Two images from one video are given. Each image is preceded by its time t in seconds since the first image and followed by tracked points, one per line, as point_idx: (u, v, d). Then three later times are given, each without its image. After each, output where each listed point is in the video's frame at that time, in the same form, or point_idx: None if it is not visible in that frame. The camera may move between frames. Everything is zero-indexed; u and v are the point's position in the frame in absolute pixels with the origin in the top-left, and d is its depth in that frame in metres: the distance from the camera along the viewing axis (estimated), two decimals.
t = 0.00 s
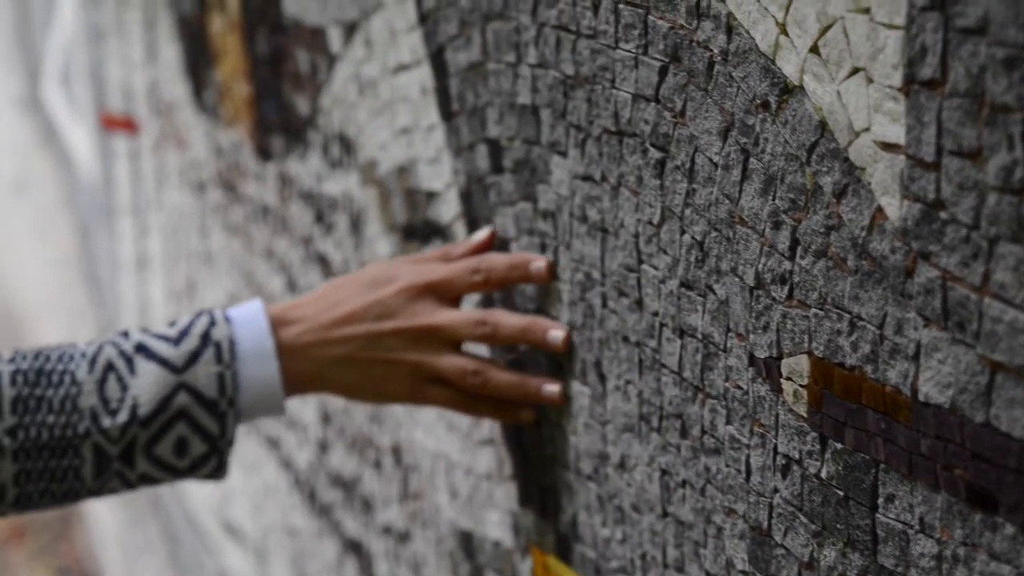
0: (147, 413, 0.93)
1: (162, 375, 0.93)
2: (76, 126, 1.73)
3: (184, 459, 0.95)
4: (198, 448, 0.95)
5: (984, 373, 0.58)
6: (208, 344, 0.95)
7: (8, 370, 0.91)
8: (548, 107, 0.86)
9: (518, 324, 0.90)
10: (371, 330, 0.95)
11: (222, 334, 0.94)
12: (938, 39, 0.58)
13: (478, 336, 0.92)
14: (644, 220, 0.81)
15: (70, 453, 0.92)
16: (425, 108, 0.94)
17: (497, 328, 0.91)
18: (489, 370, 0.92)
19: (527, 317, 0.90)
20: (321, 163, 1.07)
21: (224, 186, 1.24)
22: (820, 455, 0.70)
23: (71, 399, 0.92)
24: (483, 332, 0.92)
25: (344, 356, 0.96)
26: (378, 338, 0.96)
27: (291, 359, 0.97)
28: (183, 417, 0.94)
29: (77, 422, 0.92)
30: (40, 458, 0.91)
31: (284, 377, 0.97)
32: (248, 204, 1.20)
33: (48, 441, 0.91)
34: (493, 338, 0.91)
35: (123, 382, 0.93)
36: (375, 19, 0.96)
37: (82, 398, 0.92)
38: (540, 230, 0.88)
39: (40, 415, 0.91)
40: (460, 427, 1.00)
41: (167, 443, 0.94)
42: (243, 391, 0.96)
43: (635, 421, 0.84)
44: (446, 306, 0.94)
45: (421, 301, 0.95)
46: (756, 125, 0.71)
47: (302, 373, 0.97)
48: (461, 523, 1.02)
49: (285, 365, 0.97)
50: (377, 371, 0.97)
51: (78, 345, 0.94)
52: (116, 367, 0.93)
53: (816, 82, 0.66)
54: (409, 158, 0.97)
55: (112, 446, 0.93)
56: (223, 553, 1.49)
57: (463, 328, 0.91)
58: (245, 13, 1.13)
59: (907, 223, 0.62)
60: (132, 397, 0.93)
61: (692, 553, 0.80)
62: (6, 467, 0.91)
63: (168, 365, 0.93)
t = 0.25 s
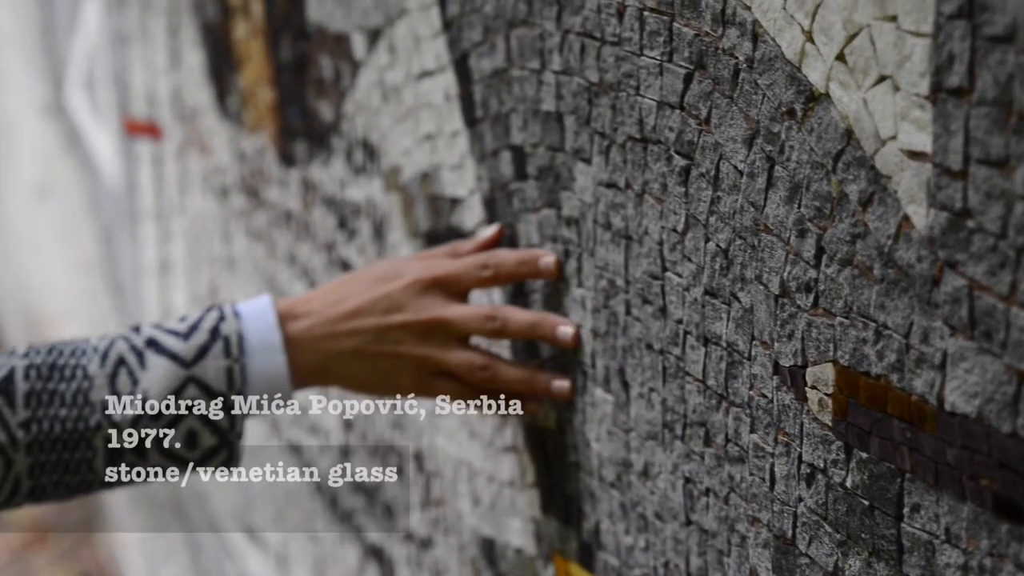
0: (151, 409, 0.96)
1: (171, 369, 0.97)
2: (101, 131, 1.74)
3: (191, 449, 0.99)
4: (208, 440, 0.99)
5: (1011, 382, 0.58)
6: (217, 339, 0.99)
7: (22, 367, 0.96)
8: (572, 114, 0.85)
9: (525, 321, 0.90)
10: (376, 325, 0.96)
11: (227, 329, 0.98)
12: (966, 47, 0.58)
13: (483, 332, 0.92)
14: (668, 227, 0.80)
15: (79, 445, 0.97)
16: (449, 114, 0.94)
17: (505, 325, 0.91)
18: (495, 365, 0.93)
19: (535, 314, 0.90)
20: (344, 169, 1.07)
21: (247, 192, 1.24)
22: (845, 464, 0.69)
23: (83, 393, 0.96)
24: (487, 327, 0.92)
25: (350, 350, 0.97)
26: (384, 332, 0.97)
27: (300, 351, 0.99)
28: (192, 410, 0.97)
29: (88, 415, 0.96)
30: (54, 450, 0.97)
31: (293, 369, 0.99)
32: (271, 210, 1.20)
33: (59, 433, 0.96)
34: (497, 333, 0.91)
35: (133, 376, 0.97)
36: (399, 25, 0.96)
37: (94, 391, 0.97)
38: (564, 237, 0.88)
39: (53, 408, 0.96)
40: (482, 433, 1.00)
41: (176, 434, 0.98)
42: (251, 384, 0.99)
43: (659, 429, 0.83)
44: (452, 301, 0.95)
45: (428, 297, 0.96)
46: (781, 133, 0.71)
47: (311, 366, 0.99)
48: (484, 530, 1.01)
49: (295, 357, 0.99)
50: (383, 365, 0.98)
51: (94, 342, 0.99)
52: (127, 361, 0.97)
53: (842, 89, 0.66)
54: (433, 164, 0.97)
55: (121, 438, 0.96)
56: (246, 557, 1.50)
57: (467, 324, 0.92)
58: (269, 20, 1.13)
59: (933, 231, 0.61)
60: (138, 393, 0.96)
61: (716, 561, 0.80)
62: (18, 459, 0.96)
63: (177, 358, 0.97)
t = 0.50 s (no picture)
0: (152, 408, 0.99)
1: (189, 359, 0.99)
2: (124, 133, 1.74)
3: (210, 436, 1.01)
4: (225, 427, 1.01)
5: None
6: (234, 329, 1.01)
7: (46, 357, 1.00)
8: (598, 118, 0.85)
9: (530, 310, 0.91)
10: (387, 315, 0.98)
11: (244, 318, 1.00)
12: (996, 51, 0.58)
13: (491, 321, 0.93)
14: (694, 231, 0.80)
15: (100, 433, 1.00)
16: (474, 118, 0.94)
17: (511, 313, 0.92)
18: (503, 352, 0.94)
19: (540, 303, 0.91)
20: (368, 172, 1.07)
21: (270, 195, 1.24)
22: (872, 470, 0.69)
23: (105, 382, 0.99)
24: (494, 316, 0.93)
25: (362, 339, 0.99)
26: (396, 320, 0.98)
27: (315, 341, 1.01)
28: (209, 398, 1.00)
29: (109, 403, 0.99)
30: (76, 439, 1.00)
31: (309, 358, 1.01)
32: (294, 213, 1.20)
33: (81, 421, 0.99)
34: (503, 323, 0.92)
35: (152, 365, 0.99)
36: (424, 29, 0.97)
37: (116, 380, 0.99)
38: (589, 240, 0.88)
39: (76, 396, 0.99)
40: (506, 437, 1.00)
41: (194, 422, 1.00)
42: (268, 371, 1.02)
43: (684, 434, 0.83)
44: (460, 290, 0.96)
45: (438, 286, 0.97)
46: (809, 137, 0.70)
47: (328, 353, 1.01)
48: (507, 534, 1.01)
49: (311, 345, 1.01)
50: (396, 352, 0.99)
51: (115, 332, 1.02)
52: (147, 351, 1.00)
53: (871, 93, 0.66)
54: (457, 168, 0.97)
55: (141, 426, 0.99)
56: (267, 561, 1.50)
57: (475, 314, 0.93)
58: (293, 22, 1.13)
59: (962, 236, 0.61)
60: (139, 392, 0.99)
61: (741, 567, 0.80)
62: (44, 446, 1.00)
63: (195, 349, 0.99)
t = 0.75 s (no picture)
0: (152, 409, 1.00)
1: (221, 351, 1.01)
2: (150, 139, 1.75)
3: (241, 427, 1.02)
4: (256, 419, 1.02)
5: None
6: (264, 322, 1.02)
7: (82, 350, 1.00)
8: (627, 126, 0.85)
9: (542, 305, 0.92)
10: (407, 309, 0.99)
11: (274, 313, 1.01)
12: None
13: (506, 314, 0.95)
14: (724, 239, 0.80)
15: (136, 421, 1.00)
16: (502, 125, 0.94)
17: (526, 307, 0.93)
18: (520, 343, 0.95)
19: (552, 297, 0.93)
20: (395, 179, 1.07)
21: (296, 201, 1.25)
22: (904, 479, 0.69)
23: (140, 373, 1.00)
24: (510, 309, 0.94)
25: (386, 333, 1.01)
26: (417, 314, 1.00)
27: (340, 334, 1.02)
28: (240, 390, 1.01)
29: (144, 394, 1.00)
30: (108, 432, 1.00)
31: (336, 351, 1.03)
32: (321, 219, 1.20)
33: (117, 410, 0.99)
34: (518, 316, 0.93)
35: (185, 358, 1.01)
36: (452, 36, 0.97)
37: (150, 373, 1.01)
38: (618, 248, 0.88)
39: (111, 387, 1.00)
40: (534, 444, 1.00)
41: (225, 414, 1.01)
42: (297, 364, 1.03)
43: (713, 442, 0.83)
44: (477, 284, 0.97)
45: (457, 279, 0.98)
46: (840, 145, 0.70)
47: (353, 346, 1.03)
48: (533, 541, 1.01)
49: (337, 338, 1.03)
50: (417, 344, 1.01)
51: (148, 325, 1.03)
52: (180, 344, 1.01)
53: (903, 102, 0.66)
54: (485, 175, 0.97)
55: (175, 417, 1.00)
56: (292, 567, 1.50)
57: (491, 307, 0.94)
58: (320, 30, 1.14)
59: (996, 245, 0.61)
60: (139, 392, 1.00)
61: None
62: (80, 437, 1.00)
63: (227, 342, 1.01)
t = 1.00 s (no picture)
0: (152, 408, 0.99)
1: (245, 339, 1.02)
2: (172, 143, 1.76)
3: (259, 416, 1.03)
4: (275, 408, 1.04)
5: None
6: (285, 313, 1.04)
7: (108, 335, 1.00)
8: (651, 130, 0.85)
9: (553, 299, 0.93)
10: (423, 302, 1.02)
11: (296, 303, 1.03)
12: None
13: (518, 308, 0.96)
14: (749, 244, 0.80)
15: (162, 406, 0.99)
16: (525, 130, 0.94)
17: (536, 301, 0.95)
18: (531, 337, 0.97)
19: (562, 292, 0.94)
20: (418, 183, 1.07)
21: (319, 205, 1.25)
22: (931, 485, 0.68)
23: (165, 359, 1.01)
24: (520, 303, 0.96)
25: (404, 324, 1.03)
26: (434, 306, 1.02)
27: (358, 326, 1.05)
28: (262, 377, 1.02)
29: (170, 379, 1.00)
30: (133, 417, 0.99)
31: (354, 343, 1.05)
32: (343, 223, 1.20)
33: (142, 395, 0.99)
34: (527, 311, 0.95)
35: (209, 345, 1.01)
36: (476, 40, 0.97)
37: (174, 358, 1.01)
38: (642, 252, 0.88)
39: (137, 372, 1.00)
40: (557, 449, 1.00)
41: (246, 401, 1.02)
42: (316, 355, 1.05)
43: (737, 447, 0.83)
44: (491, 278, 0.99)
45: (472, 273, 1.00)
46: (867, 150, 0.70)
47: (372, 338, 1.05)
48: (556, 546, 1.01)
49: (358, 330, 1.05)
50: (433, 337, 1.03)
51: (169, 314, 1.03)
52: (203, 332, 1.02)
53: (931, 106, 0.65)
54: (508, 179, 0.97)
55: (200, 402, 1.01)
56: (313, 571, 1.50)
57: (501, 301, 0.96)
58: (343, 34, 1.14)
59: None
60: (139, 392, 0.99)
61: None
62: (103, 421, 0.99)
63: (251, 330, 1.02)
